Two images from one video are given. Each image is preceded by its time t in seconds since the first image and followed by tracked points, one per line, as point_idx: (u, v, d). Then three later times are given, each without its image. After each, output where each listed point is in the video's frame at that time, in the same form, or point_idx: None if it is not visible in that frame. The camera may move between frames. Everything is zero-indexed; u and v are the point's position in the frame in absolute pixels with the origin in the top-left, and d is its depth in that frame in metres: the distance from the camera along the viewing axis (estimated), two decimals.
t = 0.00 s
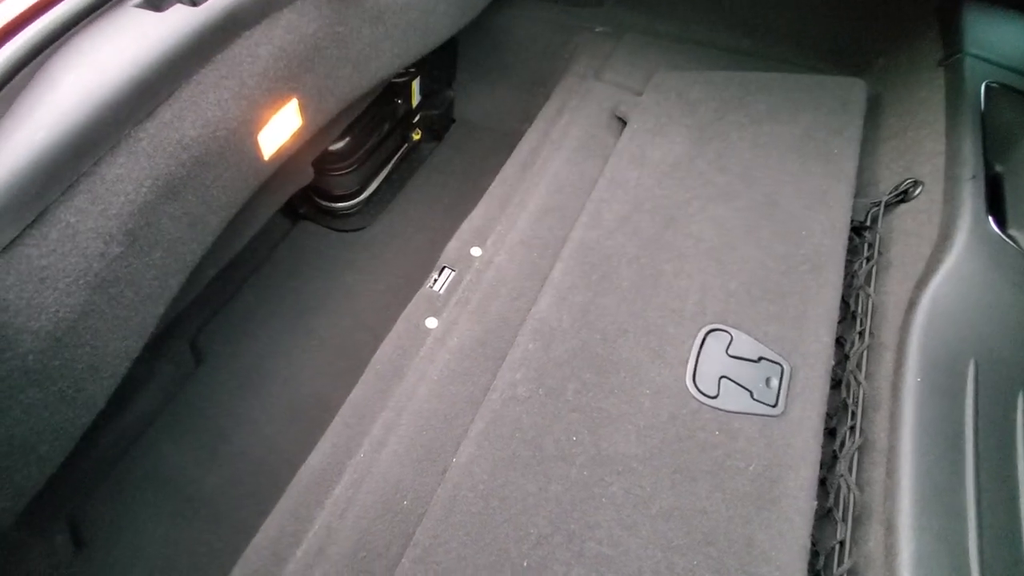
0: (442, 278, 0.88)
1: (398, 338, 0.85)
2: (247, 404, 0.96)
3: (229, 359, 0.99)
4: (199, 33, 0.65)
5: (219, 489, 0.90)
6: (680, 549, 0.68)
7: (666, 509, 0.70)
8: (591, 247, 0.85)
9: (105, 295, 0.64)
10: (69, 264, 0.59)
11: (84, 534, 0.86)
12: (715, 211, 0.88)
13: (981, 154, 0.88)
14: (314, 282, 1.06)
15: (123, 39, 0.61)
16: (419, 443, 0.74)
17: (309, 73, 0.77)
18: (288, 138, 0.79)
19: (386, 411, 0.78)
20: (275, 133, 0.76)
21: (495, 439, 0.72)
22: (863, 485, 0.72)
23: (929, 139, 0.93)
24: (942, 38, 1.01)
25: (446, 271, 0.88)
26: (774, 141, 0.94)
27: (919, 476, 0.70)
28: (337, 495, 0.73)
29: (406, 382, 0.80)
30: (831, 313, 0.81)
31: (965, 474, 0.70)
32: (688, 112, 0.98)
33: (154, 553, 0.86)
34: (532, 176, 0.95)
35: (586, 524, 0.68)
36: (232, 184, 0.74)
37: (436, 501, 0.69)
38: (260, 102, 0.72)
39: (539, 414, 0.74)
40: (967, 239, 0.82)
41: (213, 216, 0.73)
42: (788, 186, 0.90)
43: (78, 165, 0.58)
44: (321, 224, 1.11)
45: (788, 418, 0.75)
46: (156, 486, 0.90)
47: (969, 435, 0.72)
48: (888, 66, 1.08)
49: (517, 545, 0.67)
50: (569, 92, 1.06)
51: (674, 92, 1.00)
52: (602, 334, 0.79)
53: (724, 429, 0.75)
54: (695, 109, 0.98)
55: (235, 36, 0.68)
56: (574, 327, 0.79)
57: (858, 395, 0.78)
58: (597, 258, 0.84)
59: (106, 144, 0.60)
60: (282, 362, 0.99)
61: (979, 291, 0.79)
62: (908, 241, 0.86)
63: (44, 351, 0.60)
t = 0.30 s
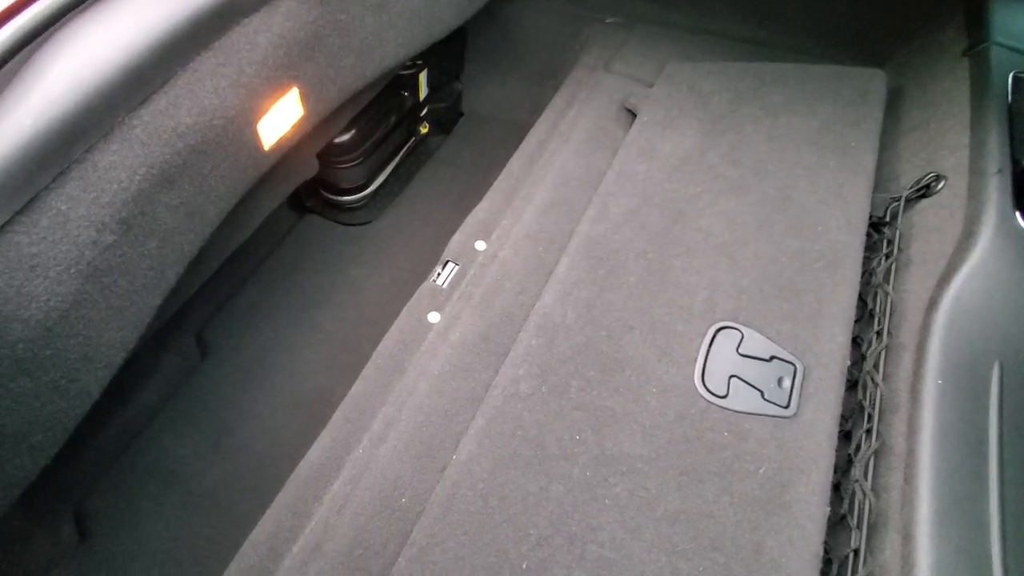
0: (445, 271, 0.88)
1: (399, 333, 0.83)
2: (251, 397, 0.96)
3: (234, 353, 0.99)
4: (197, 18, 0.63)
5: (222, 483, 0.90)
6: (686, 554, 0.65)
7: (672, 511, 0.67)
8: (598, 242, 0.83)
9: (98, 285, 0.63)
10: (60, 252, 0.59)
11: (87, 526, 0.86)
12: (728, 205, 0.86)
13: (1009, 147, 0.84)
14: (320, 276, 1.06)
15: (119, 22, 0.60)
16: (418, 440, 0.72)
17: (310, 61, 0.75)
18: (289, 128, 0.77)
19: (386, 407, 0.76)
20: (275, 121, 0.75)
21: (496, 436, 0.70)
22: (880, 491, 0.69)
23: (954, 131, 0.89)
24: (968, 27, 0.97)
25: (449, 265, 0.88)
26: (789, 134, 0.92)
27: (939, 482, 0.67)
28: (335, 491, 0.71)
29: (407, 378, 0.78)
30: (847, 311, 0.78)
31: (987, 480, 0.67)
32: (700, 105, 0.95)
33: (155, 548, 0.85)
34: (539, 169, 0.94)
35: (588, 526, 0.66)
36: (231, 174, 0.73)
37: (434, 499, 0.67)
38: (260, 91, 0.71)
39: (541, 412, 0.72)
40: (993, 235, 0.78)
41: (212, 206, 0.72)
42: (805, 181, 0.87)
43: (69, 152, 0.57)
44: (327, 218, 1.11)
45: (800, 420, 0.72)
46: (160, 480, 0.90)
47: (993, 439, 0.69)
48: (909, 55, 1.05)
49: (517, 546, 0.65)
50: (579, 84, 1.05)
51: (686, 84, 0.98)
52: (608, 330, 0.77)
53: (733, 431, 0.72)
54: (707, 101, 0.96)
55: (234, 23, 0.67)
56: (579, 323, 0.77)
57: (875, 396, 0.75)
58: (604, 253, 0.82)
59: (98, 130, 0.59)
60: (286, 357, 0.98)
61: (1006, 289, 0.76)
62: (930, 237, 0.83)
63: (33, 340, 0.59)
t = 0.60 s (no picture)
0: (450, 267, 0.86)
1: (403, 328, 0.82)
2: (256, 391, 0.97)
3: (237, 346, 1.00)
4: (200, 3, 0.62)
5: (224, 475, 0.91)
6: (691, 557, 0.63)
7: (677, 514, 0.66)
8: (605, 239, 0.81)
9: (97, 272, 0.62)
10: (57, 238, 0.58)
11: (86, 517, 0.87)
12: (738, 203, 0.84)
13: None
14: (323, 271, 1.06)
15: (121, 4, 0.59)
16: (419, 436, 0.71)
17: (316, 51, 0.75)
18: (294, 118, 0.77)
19: (387, 402, 0.75)
20: (280, 111, 0.74)
21: (498, 433, 0.69)
22: (891, 498, 0.67)
23: (972, 131, 0.88)
24: (987, 26, 0.95)
25: (454, 260, 0.86)
26: (801, 132, 0.90)
27: (953, 489, 0.65)
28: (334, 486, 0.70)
29: (410, 373, 0.77)
30: (859, 312, 0.76)
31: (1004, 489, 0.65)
32: (711, 102, 0.94)
33: (156, 539, 0.87)
34: (546, 165, 0.93)
35: (592, 526, 0.64)
36: (234, 164, 0.72)
37: (435, 496, 0.66)
38: (264, 79, 0.70)
39: (545, 410, 0.70)
40: (1011, 237, 0.77)
41: (214, 196, 0.71)
42: (817, 180, 0.86)
43: (68, 135, 0.56)
44: (334, 212, 1.12)
45: (810, 423, 0.71)
46: (160, 472, 0.91)
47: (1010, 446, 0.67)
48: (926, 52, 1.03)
49: (519, 545, 0.63)
50: (589, 80, 1.04)
51: (698, 80, 0.97)
52: (614, 328, 0.75)
53: (742, 432, 0.70)
54: (718, 98, 0.94)
55: (238, 8, 0.66)
56: (585, 320, 0.75)
57: (888, 400, 0.73)
58: (611, 249, 0.80)
59: (98, 114, 0.58)
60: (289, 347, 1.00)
61: None
62: (945, 239, 0.81)
63: (28, 327, 0.58)
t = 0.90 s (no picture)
0: (455, 262, 0.86)
1: (405, 323, 0.81)
2: (259, 381, 0.97)
3: (240, 336, 1.00)
4: None
5: (223, 465, 0.91)
6: (690, 562, 0.62)
7: (678, 518, 0.64)
8: (612, 239, 0.80)
9: (99, 253, 0.61)
10: (61, 217, 0.57)
11: (82, 501, 0.88)
12: (748, 206, 0.84)
13: None
14: (327, 264, 1.06)
15: None
16: (418, 431, 0.70)
17: (327, 40, 0.74)
18: (303, 107, 0.76)
19: (387, 396, 0.74)
20: (289, 98, 0.74)
21: (499, 431, 0.68)
22: (897, 509, 0.66)
23: (988, 140, 0.87)
24: (1006, 34, 0.94)
25: (459, 255, 0.86)
26: (813, 138, 0.90)
27: (961, 503, 0.63)
28: (332, 478, 0.69)
29: (411, 368, 0.76)
30: (869, 320, 0.75)
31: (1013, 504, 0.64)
32: (723, 104, 0.93)
33: (152, 526, 0.87)
34: (555, 163, 0.92)
35: (591, 528, 0.63)
36: (242, 151, 0.71)
37: (433, 492, 0.65)
38: (274, 67, 0.70)
39: (546, 409, 0.69)
40: None
41: (220, 181, 0.71)
42: (828, 187, 0.85)
43: (75, 113, 0.56)
44: (340, 206, 1.12)
45: (816, 431, 0.69)
46: (159, 459, 0.91)
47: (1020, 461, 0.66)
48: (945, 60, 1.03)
49: (516, 544, 0.62)
50: (600, 79, 1.03)
51: (710, 82, 0.96)
52: (619, 328, 0.74)
53: (746, 438, 0.69)
54: (731, 101, 0.94)
55: None
56: (589, 319, 0.74)
57: (895, 410, 0.72)
58: (618, 249, 0.79)
59: (105, 93, 0.57)
60: (292, 337, 1.00)
61: None
62: (959, 250, 0.80)
63: (29, 306, 0.57)
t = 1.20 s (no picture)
0: (456, 262, 0.85)
1: (404, 321, 0.81)
2: (255, 375, 0.96)
3: (238, 329, 1.00)
4: None
5: (214, 459, 0.91)
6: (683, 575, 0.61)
7: (672, 529, 0.63)
8: (616, 244, 0.80)
9: (95, 239, 0.61)
10: (56, 199, 0.56)
11: (69, 491, 0.87)
12: (754, 217, 0.83)
13: None
14: (329, 260, 1.06)
15: None
16: (412, 431, 0.69)
17: (336, 33, 0.74)
18: (308, 100, 0.76)
19: (382, 395, 0.73)
20: (295, 91, 0.73)
21: (494, 434, 0.67)
22: (893, 528, 0.65)
23: (999, 159, 0.86)
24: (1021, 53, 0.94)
25: (461, 255, 0.85)
26: (823, 150, 0.89)
27: (960, 525, 0.62)
28: (322, 476, 0.68)
29: (408, 367, 0.75)
30: (873, 336, 0.74)
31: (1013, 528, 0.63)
32: (733, 113, 0.93)
33: (139, 518, 0.87)
34: (561, 167, 0.91)
35: (584, 536, 0.62)
36: (245, 142, 0.71)
37: (425, 494, 0.64)
38: (282, 58, 0.69)
39: (543, 413, 0.68)
40: None
41: (222, 171, 0.70)
42: (836, 200, 0.84)
43: (77, 95, 0.55)
44: (343, 203, 1.11)
45: (815, 446, 0.68)
46: (149, 453, 0.91)
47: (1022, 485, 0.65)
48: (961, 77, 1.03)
49: (507, 550, 0.61)
50: (610, 83, 1.02)
51: (720, 91, 0.95)
52: (619, 335, 0.73)
53: (744, 450, 0.68)
54: (741, 110, 0.93)
55: None
56: (590, 325, 0.74)
57: (896, 428, 0.71)
58: (621, 255, 0.79)
59: (108, 76, 0.56)
60: (290, 332, 1.00)
61: None
62: (965, 268, 0.79)
63: (22, 289, 0.57)
